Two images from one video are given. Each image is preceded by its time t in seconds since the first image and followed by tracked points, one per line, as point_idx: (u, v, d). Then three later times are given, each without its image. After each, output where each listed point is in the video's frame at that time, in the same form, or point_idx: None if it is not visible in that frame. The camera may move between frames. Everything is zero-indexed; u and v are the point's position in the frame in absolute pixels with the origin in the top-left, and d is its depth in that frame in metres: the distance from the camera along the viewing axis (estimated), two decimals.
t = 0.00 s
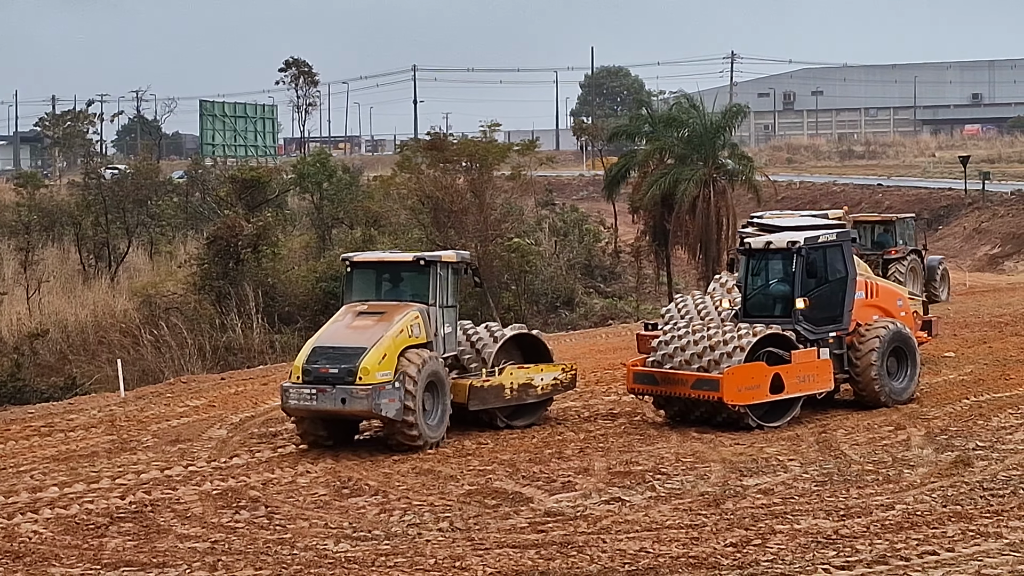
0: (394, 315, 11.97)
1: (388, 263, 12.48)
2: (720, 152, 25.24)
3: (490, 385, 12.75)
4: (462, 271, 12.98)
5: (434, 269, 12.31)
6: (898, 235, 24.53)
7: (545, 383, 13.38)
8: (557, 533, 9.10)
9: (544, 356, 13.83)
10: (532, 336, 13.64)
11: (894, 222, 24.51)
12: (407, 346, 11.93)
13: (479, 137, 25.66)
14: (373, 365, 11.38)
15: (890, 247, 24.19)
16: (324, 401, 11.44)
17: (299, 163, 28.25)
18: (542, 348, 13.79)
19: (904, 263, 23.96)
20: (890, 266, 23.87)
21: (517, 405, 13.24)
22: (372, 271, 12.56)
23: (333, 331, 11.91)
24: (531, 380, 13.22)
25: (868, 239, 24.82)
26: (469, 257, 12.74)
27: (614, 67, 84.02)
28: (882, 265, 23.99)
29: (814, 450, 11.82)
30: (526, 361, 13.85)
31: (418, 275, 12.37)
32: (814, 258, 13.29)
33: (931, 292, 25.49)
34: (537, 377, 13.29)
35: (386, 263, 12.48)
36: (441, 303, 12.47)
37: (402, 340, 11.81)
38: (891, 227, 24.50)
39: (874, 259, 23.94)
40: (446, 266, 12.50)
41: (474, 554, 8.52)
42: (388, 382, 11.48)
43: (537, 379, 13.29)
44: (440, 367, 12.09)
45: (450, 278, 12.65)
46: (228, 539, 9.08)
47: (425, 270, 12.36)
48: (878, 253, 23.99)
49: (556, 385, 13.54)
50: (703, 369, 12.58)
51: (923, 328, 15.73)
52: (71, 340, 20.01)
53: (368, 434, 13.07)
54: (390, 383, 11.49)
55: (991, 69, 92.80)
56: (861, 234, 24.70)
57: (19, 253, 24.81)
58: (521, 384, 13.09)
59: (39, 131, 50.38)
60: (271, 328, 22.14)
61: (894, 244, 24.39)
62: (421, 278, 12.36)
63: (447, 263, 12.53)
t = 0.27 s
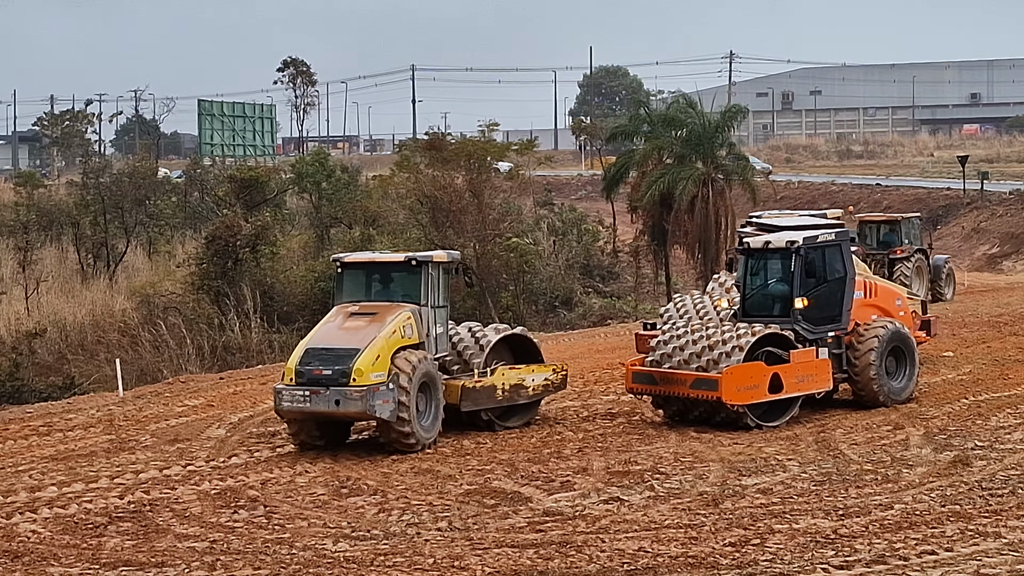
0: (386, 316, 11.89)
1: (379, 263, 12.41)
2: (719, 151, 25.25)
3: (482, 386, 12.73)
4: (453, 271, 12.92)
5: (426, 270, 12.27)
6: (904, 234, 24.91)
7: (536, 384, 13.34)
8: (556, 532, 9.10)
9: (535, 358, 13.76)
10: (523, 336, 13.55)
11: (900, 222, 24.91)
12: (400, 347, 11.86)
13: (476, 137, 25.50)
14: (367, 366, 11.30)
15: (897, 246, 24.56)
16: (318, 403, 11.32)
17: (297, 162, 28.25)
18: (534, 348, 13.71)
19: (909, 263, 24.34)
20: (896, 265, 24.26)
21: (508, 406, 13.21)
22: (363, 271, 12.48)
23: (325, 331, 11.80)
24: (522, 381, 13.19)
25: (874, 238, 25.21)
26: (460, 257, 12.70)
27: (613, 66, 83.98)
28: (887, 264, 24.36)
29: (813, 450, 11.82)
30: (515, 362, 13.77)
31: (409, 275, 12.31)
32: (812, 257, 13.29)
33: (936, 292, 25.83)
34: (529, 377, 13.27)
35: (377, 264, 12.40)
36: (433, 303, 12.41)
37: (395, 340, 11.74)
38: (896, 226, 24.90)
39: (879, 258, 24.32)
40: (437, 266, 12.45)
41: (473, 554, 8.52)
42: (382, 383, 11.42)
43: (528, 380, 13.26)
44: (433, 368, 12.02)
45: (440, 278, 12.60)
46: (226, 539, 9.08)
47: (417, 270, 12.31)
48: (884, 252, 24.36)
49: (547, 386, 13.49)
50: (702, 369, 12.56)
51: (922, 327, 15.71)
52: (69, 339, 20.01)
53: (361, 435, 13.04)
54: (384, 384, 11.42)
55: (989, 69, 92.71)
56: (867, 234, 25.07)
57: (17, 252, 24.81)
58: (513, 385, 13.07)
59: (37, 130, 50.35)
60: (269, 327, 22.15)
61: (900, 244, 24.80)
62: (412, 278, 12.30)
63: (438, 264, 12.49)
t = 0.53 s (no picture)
0: (382, 316, 11.86)
1: (375, 264, 12.38)
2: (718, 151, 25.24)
3: (478, 387, 12.68)
4: (449, 272, 12.88)
5: (422, 270, 12.21)
6: (910, 234, 24.99)
7: (531, 385, 13.32)
8: (556, 532, 9.10)
9: (529, 358, 13.73)
10: (517, 337, 13.54)
11: (905, 221, 24.97)
12: (396, 347, 11.84)
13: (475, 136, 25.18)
14: (364, 365, 11.26)
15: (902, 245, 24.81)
16: (315, 403, 11.26)
17: (296, 162, 28.24)
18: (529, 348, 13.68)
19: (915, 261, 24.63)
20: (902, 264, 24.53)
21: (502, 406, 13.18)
22: (359, 271, 12.46)
23: (321, 331, 11.75)
24: (517, 382, 13.16)
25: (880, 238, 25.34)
26: (456, 258, 12.65)
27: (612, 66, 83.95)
28: (893, 263, 24.59)
29: (813, 449, 11.82)
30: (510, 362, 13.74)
31: (406, 275, 12.27)
32: (811, 257, 13.29)
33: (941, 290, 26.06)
34: (524, 378, 13.24)
35: (373, 264, 12.37)
36: (429, 303, 12.35)
37: (391, 340, 11.71)
38: (901, 225, 24.97)
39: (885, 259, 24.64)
40: (434, 267, 12.40)
41: (473, 553, 8.52)
42: (379, 383, 11.37)
43: (523, 381, 13.23)
44: (429, 369, 11.98)
45: (437, 279, 12.54)
46: (225, 538, 9.08)
47: (413, 270, 12.26)
48: (890, 251, 24.60)
49: (541, 387, 13.46)
50: (701, 368, 12.55)
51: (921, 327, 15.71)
52: (68, 339, 20.00)
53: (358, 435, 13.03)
54: (381, 384, 11.37)
55: (988, 69, 92.63)
56: (873, 233, 25.23)
57: (16, 252, 24.80)
58: (508, 386, 13.04)
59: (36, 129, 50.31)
60: (268, 327, 22.15)
61: (905, 243, 24.92)
62: (409, 279, 12.26)
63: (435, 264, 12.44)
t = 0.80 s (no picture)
0: (380, 317, 11.79)
1: (371, 264, 12.29)
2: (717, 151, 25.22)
3: (475, 388, 12.65)
4: (444, 271, 12.84)
5: (419, 271, 12.15)
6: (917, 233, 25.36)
7: (527, 386, 13.27)
8: (556, 532, 9.10)
9: (525, 360, 13.74)
10: (512, 337, 13.52)
11: (912, 220, 25.31)
12: (394, 348, 11.77)
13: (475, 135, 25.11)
14: (362, 366, 11.20)
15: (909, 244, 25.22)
16: (312, 403, 11.23)
17: (296, 161, 28.24)
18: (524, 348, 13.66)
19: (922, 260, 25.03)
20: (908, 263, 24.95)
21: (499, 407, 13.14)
22: (355, 272, 12.37)
23: (319, 331, 11.70)
24: (513, 383, 13.12)
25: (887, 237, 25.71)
26: (452, 258, 12.60)
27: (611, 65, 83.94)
28: (900, 262, 25.03)
29: (812, 449, 11.84)
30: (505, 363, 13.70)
31: (403, 276, 12.19)
32: (811, 256, 13.28)
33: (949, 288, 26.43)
34: (520, 379, 13.20)
35: (369, 264, 12.28)
36: (426, 304, 12.30)
37: (389, 341, 11.64)
38: (909, 224, 25.28)
39: (893, 258, 25.11)
40: (431, 267, 12.34)
41: (473, 553, 8.52)
42: (377, 384, 11.31)
43: (519, 382, 13.19)
44: (426, 370, 11.94)
45: (434, 279, 12.48)
46: (226, 537, 9.08)
47: (410, 270, 12.18)
48: (896, 250, 25.04)
49: (537, 388, 13.41)
50: (700, 368, 12.56)
51: (921, 326, 15.72)
52: (68, 339, 20.02)
53: (357, 435, 13.03)
54: (379, 384, 11.31)
55: (988, 68, 92.56)
56: (880, 233, 25.62)
57: (16, 252, 24.81)
58: (504, 387, 13.00)
59: (35, 128, 50.31)
60: (268, 327, 22.16)
61: (912, 243, 25.29)
62: (406, 279, 12.19)
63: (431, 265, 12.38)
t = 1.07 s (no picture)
0: (376, 318, 11.73)
1: (367, 265, 12.27)
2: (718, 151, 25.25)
3: (472, 388, 12.58)
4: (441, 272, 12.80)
5: (416, 271, 12.13)
6: (924, 232, 25.57)
7: (521, 387, 13.24)
8: (556, 531, 9.10)
9: (518, 360, 13.69)
10: (506, 338, 13.47)
11: (919, 219, 25.49)
12: (390, 349, 11.72)
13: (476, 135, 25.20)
14: (358, 367, 11.15)
15: (916, 243, 25.50)
16: (307, 404, 11.16)
17: (297, 161, 28.22)
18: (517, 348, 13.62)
19: (929, 259, 25.31)
20: (915, 263, 25.25)
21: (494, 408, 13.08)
22: (351, 272, 12.36)
23: (314, 332, 11.65)
24: (508, 384, 13.08)
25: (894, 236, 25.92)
26: (449, 259, 12.57)
27: (612, 65, 83.94)
28: (906, 262, 25.32)
29: (813, 448, 11.84)
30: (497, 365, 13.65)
31: (399, 277, 12.17)
32: (812, 256, 13.28)
33: (955, 287, 26.75)
34: (514, 380, 13.16)
35: (365, 265, 12.26)
36: (423, 305, 12.27)
37: (385, 342, 11.59)
38: (916, 224, 25.49)
39: (900, 256, 25.37)
40: (427, 268, 12.31)
41: (473, 552, 8.53)
42: (372, 385, 11.26)
43: (513, 383, 13.15)
44: (422, 371, 11.88)
45: (431, 280, 12.46)
46: (226, 537, 9.09)
47: (406, 271, 12.17)
48: (903, 250, 25.32)
49: (531, 389, 13.37)
50: (701, 368, 12.56)
51: (921, 326, 15.70)
52: (69, 339, 20.02)
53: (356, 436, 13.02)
54: (374, 386, 11.26)
55: (988, 68, 92.45)
56: (887, 232, 25.87)
57: (16, 252, 24.80)
58: (499, 387, 12.95)
59: (36, 128, 50.29)
60: (268, 326, 22.16)
61: (920, 242, 25.50)
62: (402, 280, 12.17)
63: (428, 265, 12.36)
